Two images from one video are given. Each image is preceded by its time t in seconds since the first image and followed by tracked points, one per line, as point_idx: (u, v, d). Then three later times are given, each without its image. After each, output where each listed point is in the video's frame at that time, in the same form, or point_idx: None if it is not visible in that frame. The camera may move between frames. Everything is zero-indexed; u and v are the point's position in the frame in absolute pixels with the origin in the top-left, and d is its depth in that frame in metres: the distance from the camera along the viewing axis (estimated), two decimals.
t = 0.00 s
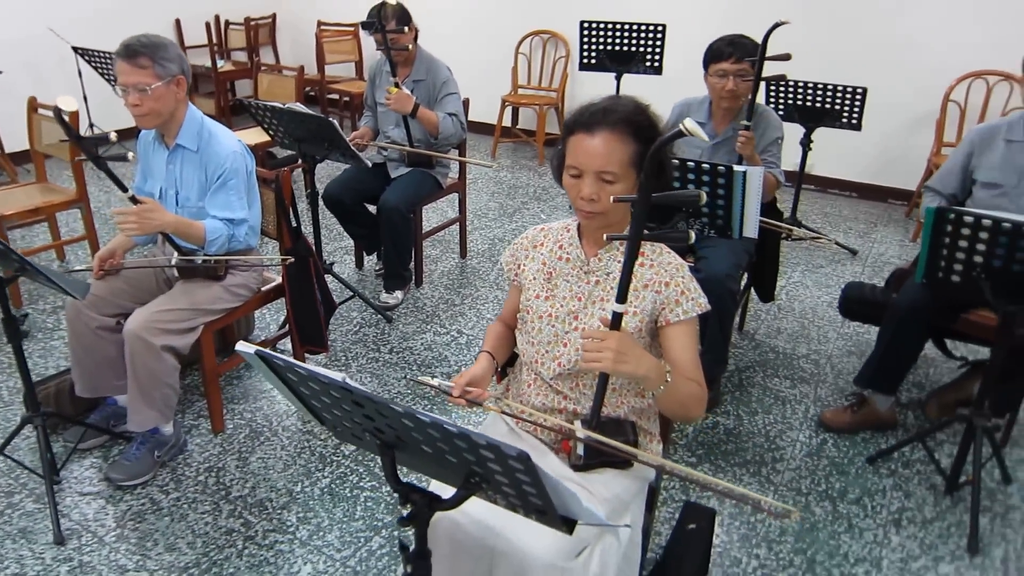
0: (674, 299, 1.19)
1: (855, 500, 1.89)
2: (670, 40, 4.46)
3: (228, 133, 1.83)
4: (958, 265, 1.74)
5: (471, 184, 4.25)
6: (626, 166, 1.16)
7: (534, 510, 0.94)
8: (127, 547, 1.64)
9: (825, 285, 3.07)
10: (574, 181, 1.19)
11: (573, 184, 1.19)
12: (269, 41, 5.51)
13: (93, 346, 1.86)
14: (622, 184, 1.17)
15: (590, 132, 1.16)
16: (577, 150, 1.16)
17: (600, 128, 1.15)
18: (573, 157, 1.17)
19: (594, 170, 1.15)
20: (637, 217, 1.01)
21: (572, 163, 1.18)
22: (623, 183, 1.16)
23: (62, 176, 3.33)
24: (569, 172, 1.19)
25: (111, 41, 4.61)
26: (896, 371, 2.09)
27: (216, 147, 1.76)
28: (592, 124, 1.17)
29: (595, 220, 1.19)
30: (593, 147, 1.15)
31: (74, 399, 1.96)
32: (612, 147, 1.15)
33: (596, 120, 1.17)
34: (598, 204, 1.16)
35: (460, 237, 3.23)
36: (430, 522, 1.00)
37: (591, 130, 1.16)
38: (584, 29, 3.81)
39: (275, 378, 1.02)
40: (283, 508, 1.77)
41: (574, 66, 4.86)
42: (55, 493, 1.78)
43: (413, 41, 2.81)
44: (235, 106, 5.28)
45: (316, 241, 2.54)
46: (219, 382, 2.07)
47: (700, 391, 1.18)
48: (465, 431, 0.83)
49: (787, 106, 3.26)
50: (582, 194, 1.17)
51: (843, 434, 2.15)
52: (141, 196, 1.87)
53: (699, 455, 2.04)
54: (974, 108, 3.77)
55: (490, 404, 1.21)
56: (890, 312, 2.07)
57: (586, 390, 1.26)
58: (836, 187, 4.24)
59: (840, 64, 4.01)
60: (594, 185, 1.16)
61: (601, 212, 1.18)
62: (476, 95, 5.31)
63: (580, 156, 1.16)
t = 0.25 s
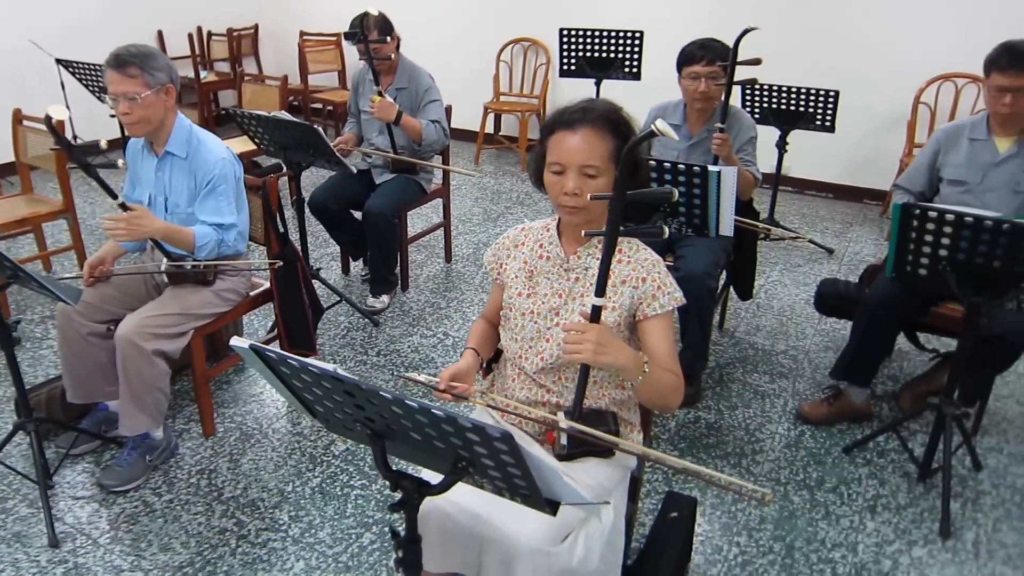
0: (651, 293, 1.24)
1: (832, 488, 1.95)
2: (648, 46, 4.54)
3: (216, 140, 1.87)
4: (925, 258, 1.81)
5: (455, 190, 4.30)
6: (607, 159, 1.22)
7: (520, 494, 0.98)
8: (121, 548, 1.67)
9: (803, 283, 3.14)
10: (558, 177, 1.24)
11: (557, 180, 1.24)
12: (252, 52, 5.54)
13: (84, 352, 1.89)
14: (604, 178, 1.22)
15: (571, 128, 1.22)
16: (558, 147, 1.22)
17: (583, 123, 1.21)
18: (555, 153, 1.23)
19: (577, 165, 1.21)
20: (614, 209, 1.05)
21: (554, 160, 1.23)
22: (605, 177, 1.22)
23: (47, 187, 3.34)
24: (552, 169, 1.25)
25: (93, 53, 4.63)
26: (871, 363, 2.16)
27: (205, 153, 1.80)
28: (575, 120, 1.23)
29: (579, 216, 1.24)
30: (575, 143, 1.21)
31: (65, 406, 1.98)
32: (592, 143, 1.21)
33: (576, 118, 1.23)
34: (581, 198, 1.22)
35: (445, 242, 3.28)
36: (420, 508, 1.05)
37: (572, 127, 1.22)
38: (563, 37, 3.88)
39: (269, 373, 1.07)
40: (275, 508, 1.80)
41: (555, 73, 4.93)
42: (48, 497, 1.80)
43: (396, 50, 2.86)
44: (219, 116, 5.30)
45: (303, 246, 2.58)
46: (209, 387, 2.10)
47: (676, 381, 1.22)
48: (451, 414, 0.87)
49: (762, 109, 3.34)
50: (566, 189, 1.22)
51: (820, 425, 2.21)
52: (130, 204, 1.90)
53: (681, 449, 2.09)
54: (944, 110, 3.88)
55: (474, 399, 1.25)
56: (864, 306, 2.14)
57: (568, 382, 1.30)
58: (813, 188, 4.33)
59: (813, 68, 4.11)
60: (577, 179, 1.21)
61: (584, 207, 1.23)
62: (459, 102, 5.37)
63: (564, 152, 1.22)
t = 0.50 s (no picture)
0: (631, 288, 1.29)
1: (809, 480, 2.01)
2: (631, 51, 4.61)
3: (207, 142, 1.91)
4: (896, 257, 1.87)
5: (441, 193, 4.34)
6: (589, 159, 1.27)
7: (505, 481, 1.03)
8: (113, 545, 1.69)
9: (782, 283, 3.21)
10: (541, 177, 1.29)
11: (540, 180, 1.29)
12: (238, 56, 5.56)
13: (75, 353, 1.91)
14: (585, 177, 1.28)
15: (553, 130, 1.27)
16: (541, 148, 1.27)
17: (565, 124, 1.27)
18: (538, 154, 1.28)
19: (560, 164, 1.26)
20: (593, 206, 1.09)
21: (537, 160, 1.28)
22: (586, 176, 1.28)
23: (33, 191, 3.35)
24: (535, 169, 1.29)
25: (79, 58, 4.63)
26: (846, 358, 2.22)
27: (197, 154, 1.84)
28: (557, 121, 1.28)
29: (561, 213, 1.29)
30: (557, 144, 1.26)
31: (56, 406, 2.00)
32: (574, 144, 1.26)
33: (558, 120, 1.28)
34: (564, 197, 1.27)
35: (431, 244, 3.32)
36: (409, 495, 1.09)
37: (554, 129, 1.27)
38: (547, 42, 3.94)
39: (261, 367, 1.10)
40: (265, 504, 1.84)
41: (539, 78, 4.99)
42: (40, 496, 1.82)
43: (382, 55, 2.90)
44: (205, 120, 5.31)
45: (291, 248, 2.61)
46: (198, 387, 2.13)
47: (654, 372, 1.27)
48: (438, 402, 0.92)
49: (742, 114, 3.41)
50: (550, 188, 1.27)
51: (798, 420, 2.27)
52: (121, 206, 1.93)
53: (663, 444, 2.15)
54: (919, 113, 3.97)
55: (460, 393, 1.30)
56: (839, 304, 2.21)
57: (552, 375, 1.35)
58: (793, 191, 4.42)
59: (792, 73, 4.19)
60: (561, 178, 1.27)
61: (567, 206, 1.28)
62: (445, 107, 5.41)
63: (547, 152, 1.26)
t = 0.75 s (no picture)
0: (624, 287, 1.33)
1: (796, 479, 2.06)
2: (626, 59, 4.67)
3: (215, 139, 1.94)
4: (882, 262, 1.92)
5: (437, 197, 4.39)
6: (584, 162, 1.31)
7: (502, 470, 1.07)
8: (114, 535, 1.73)
9: (773, 288, 3.27)
10: (538, 180, 1.33)
11: (537, 182, 1.34)
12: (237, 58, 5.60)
13: (77, 347, 1.94)
14: (581, 179, 1.32)
15: (550, 134, 1.32)
16: (538, 152, 1.31)
17: (561, 129, 1.31)
18: (535, 157, 1.32)
19: (556, 167, 1.30)
20: (589, 206, 1.14)
21: (534, 164, 1.32)
22: (582, 179, 1.32)
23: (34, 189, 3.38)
24: (532, 172, 1.33)
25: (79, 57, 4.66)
26: (833, 362, 2.27)
27: (204, 151, 1.88)
28: (553, 126, 1.32)
29: (558, 214, 1.34)
30: (554, 148, 1.30)
31: (58, 399, 2.03)
32: (569, 147, 1.30)
33: (554, 125, 1.32)
34: (561, 198, 1.31)
35: (427, 246, 3.36)
36: (409, 482, 1.12)
37: (550, 133, 1.31)
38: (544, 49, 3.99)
39: (266, 357, 1.14)
40: (264, 497, 1.87)
41: (536, 84, 5.05)
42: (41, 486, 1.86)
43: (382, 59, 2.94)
44: (203, 121, 5.35)
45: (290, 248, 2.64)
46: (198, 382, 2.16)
47: (646, 368, 1.32)
48: (439, 392, 0.95)
49: (735, 122, 3.47)
50: (547, 190, 1.31)
51: (787, 422, 2.32)
52: (128, 203, 1.96)
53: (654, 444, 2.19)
54: (909, 124, 4.04)
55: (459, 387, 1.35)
56: (828, 308, 2.26)
57: (547, 371, 1.40)
58: (784, 199, 4.48)
59: (785, 83, 4.26)
60: (557, 181, 1.31)
61: (564, 207, 1.33)
62: (442, 111, 5.46)
63: (544, 156, 1.30)
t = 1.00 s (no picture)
0: (621, 283, 1.38)
1: (791, 470, 2.11)
2: (615, 64, 4.74)
3: (221, 147, 2.00)
4: (869, 257, 1.98)
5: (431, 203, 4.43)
6: (580, 165, 1.36)
7: (509, 459, 1.11)
8: (123, 538, 1.75)
9: (764, 287, 3.33)
10: (537, 184, 1.38)
11: (536, 186, 1.38)
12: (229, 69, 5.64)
13: (82, 354, 1.97)
14: (578, 182, 1.37)
15: (547, 139, 1.37)
16: (536, 157, 1.36)
17: (557, 134, 1.36)
18: (533, 162, 1.36)
19: (554, 172, 1.35)
20: (586, 206, 1.18)
21: (533, 169, 1.37)
22: (579, 181, 1.37)
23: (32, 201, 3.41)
24: (531, 176, 1.38)
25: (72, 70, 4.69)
26: (824, 355, 2.33)
27: (210, 158, 1.93)
28: (550, 131, 1.37)
29: (557, 216, 1.39)
30: (550, 152, 1.35)
31: (64, 407, 2.05)
32: (566, 151, 1.35)
33: (550, 130, 1.37)
34: (559, 201, 1.36)
35: (423, 251, 3.41)
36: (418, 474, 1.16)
37: (547, 138, 1.36)
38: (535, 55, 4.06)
39: (276, 356, 1.18)
40: (270, 498, 1.90)
41: (526, 90, 5.11)
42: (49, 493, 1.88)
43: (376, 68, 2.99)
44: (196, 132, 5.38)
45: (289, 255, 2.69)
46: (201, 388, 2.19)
47: (644, 361, 1.36)
48: (448, 383, 0.99)
49: (723, 124, 3.54)
50: (545, 194, 1.36)
51: (780, 415, 2.37)
52: (134, 210, 2.02)
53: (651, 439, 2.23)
54: (893, 123, 4.12)
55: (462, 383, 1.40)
56: (818, 303, 2.31)
57: (548, 366, 1.44)
58: (773, 199, 4.55)
59: (772, 84, 4.33)
60: (555, 185, 1.35)
61: (562, 209, 1.38)
62: (434, 118, 5.51)
63: (542, 161, 1.35)
